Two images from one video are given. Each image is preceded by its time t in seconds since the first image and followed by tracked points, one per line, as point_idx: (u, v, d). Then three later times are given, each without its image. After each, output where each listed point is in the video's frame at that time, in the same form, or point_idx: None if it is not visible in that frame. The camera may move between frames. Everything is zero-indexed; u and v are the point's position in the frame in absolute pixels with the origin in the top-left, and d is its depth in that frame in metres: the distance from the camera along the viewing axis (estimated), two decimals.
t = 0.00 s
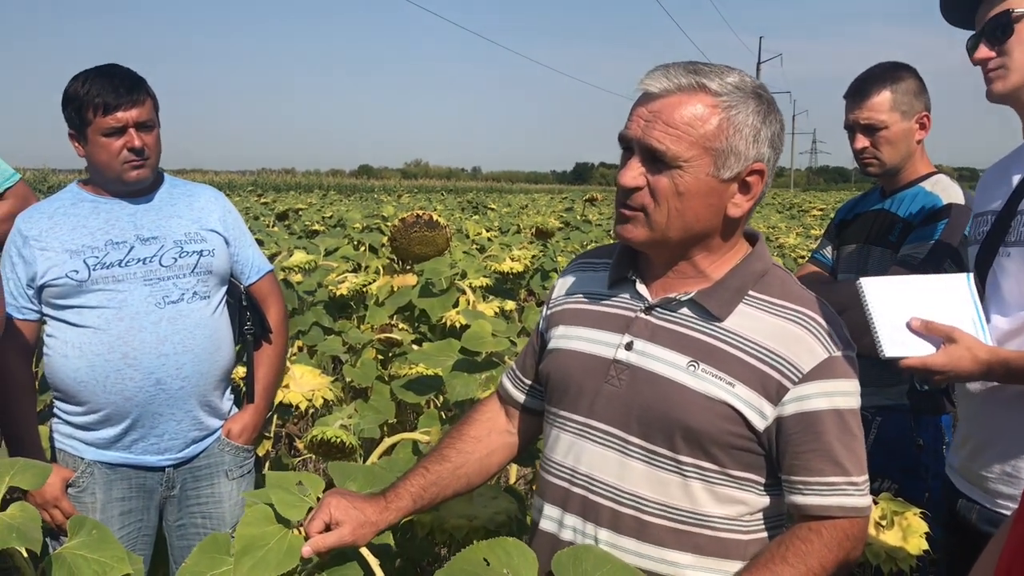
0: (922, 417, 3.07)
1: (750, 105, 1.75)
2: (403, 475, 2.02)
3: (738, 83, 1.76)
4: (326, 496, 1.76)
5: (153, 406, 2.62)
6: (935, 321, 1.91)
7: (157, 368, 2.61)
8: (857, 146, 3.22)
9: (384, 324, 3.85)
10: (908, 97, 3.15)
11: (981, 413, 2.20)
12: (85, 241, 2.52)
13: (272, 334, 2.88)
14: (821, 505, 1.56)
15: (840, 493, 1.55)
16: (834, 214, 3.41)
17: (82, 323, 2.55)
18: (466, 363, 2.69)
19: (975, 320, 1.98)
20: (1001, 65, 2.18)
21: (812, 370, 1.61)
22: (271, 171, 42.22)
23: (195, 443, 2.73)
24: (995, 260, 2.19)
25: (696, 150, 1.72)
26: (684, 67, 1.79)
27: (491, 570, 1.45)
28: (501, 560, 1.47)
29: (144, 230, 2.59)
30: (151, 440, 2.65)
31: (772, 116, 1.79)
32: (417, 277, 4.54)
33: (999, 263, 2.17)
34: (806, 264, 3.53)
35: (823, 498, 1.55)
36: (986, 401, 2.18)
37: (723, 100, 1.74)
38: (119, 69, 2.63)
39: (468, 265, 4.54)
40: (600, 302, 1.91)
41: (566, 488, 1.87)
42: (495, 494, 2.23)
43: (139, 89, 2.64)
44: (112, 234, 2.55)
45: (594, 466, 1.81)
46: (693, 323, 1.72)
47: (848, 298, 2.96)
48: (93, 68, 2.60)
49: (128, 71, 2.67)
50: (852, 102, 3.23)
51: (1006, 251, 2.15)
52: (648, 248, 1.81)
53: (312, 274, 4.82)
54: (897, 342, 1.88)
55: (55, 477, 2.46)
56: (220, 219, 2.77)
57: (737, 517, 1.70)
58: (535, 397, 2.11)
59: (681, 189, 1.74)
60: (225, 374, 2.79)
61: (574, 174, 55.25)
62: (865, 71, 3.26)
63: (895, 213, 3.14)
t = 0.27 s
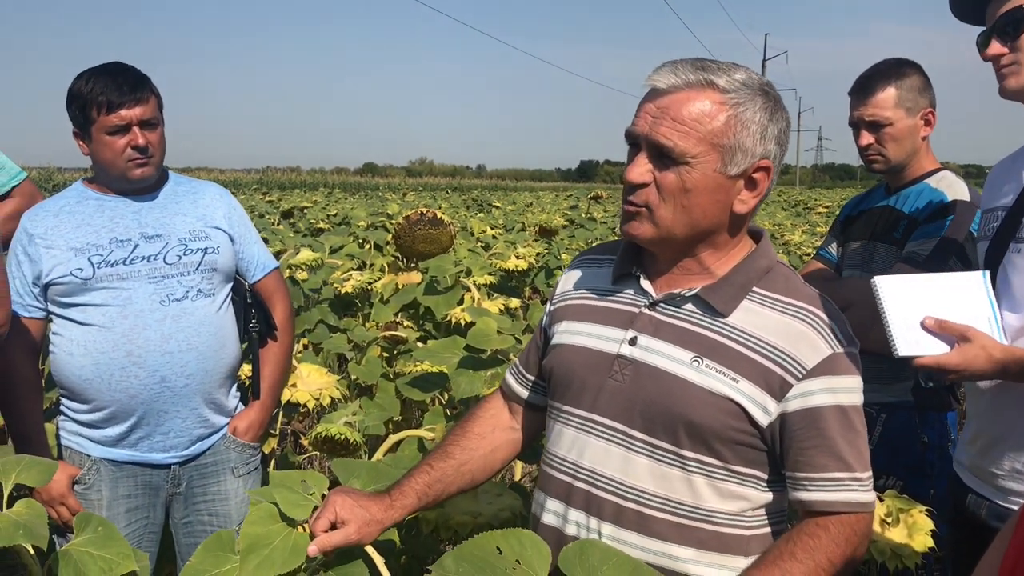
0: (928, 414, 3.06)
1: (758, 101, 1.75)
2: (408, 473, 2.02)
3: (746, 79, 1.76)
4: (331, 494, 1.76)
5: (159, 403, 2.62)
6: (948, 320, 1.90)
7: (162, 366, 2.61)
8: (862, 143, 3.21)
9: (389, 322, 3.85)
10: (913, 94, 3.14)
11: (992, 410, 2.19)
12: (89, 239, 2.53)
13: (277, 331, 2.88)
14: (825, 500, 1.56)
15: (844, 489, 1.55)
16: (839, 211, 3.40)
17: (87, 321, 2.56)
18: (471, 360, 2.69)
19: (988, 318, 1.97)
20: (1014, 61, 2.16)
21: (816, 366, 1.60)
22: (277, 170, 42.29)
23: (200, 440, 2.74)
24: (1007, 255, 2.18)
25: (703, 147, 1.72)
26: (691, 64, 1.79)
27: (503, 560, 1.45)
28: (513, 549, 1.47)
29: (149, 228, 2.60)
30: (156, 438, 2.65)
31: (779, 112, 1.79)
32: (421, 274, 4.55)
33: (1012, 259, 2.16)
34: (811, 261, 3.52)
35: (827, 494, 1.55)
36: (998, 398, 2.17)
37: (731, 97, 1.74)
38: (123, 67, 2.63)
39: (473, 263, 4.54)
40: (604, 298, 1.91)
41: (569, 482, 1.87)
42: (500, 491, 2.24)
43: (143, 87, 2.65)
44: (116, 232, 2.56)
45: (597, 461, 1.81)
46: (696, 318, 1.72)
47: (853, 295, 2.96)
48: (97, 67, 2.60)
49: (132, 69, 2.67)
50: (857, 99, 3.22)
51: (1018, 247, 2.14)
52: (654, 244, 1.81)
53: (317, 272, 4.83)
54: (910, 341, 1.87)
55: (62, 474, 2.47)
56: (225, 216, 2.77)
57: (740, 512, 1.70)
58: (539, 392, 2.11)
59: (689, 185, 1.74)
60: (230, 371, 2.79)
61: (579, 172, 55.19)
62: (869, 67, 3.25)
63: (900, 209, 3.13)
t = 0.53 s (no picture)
0: (932, 411, 3.07)
1: (758, 99, 1.76)
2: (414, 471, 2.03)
3: (746, 78, 1.76)
4: (337, 493, 1.77)
5: (166, 402, 2.64)
6: (951, 322, 1.91)
7: (169, 365, 2.63)
8: (866, 142, 3.21)
9: (394, 320, 3.87)
10: (917, 92, 3.14)
11: (994, 407, 2.18)
12: (96, 239, 2.55)
13: (284, 329, 2.89)
14: (824, 497, 1.56)
15: (842, 485, 1.56)
16: (842, 209, 3.41)
17: (94, 320, 2.58)
18: (476, 357, 2.70)
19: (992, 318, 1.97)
20: (1019, 62, 2.16)
21: (814, 362, 1.61)
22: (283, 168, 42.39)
23: (207, 438, 2.76)
24: (1012, 252, 2.18)
25: (706, 146, 1.73)
26: (690, 64, 1.80)
27: (507, 561, 1.46)
28: (516, 549, 1.48)
29: (154, 228, 2.62)
30: (164, 436, 2.67)
31: (778, 110, 1.80)
32: (426, 272, 4.56)
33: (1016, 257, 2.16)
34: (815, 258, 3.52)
35: (825, 489, 1.56)
36: (999, 395, 2.16)
37: (732, 95, 1.75)
38: (127, 67, 2.65)
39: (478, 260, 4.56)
40: (606, 297, 1.92)
41: (571, 480, 1.88)
42: (504, 487, 2.23)
43: (148, 86, 2.67)
44: (122, 232, 2.58)
45: (598, 458, 1.82)
46: (695, 316, 1.73)
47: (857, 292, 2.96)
48: (102, 66, 2.63)
49: (137, 70, 2.69)
50: (861, 98, 3.22)
51: None
52: (657, 243, 1.81)
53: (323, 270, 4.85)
54: (914, 343, 1.88)
55: (70, 472, 2.49)
56: (231, 215, 2.79)
57: (742, 509, 1.71)
58: (542, 390, 2.12)
59: (692, 184, 1.75)
60: (236, 369, 2.81)
61: (585, 169, 55.15)
62: (873, 66, 3.25)
63: (904, 207, 3.13)
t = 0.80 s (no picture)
0: (939, 410, 3.06)
1: (776, 100, 1.79)
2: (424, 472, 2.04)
3: (763, 79, 1.79)
4: (349, 495, 1.77)
5: (175, 401, 2.66)
6: (959, 318, 1.91)
7: (179, 364, 2.65)
8: (874, 142, 3.21)
9: (402, 318, 3.88)
10: (924, 92, 3.13)
11: (1002, 406, 2.18)
12: (105, 239, 2.56)
13: (291, 327, 2.91)
14: (827, 490, 1.57)
15: (846, 479, 1.56)
16: (850, 208, 3.40)
17: (104, 319, 2.59)
18: (484, 356, 2.71)
19: (999, 315, 1.97)
20: None
21: (818, 357, 1.61)
22: (289, 167, 42.47)
23: (216, 436, 2.77)
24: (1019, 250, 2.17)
25: (734, 148, 1.74)
26: (709, 64, 1.79)
27: (506, 555, 1.46)
28: (515, 545, 1.48)
29: (163, 227, 2.63)
30: (173, 434, 2.69)
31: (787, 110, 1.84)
32: (433, 271, 4.57)
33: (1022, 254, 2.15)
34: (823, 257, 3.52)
35: (830, 483, 1.56)
36: (1007, 394, 2.16)
37: (754, 97, 1.76)
38: (135, 66, 2.67)
39: (485, 259, 4.57)
40: (613, 297, 1.92)
41: (579, 478, 1.89)
42: (512, 485, 2.25)
43: (156, 86, 2.68)
44: (132, 231, 2.59)
45: (604, 456, 1.83)
46: (699, 313, 1.74)
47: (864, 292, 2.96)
48: (109, 66, 2.64)
49: (145, 69, 2.71)
50: (868, 98, 3.21)
51: None
52: (681, 245, 1.82)
53: (331, 269, 4.87)
54: (918, 339, 1.88)
55: (80, 470, 2.50)
56: (239, 214, 2.80)
57: (749, 505, 1.71)
58: (550, 391, 2.13)
59: (719, 186, 1.76)
60: (245, 367, 2.83)
61: (592, 168, 55.10)
62: (880, 65, 3.25)
63: (911, 206, 3.13)
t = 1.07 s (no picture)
0: (944, 411, 3.07)
1: (785, 104, 1.81)
2: (431, 473, 2.05)
3: (773, 83, 1.81)
4: (356, 495, 1.79)
5: (182, 401, 2.67)
6: (964, 322, 1.91)
7: (186, 364, 2.66)
8: (878, 144, 3.21)
9: (407, 319, 3.90)
10: (928, 94, 3.13)
11: (1005, 407, 2.19)
12: (113, 240, 2.58)
13: (296, 328, 2.93)
14: (834, 489, 1.58)
15: (852, 477, 1.57)
16: (855, 210, 3.40)
17: (111, 320, 2.61)
18: (489, 357, 2.72)
19: (1003, 318, 1.97)
20: None
21: (822, 356, 1.62)
22: (295, 167, 42.56)
23: (222, 436, 2.79)
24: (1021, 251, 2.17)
25: (746, 150, 1.76)
26: (721, 66, 1.79)
27: (508, 553, 1.47)
28: (519, 542, 1.49)
29: (171, 228, 2.65)
30: (180, 434, 2.70)
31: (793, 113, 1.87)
32: (438, 272, 4.58)
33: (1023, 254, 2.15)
34: (827, 259, 3.53)
35: (836, 482, 1.57)
36: (1010, 396, 2.16)
37: (765, 100, 1.78)
38: (143, 67, 2.69)
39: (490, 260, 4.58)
40: (619, 297, 1.93)
41: (583, 477, 1.90)
42: (517, 485, 2.26)
43: (164, 87, 2.70)
44: (139, 232, 2.61)
45: (608, 455, 1.84)
46: (702, 313, 1.75)
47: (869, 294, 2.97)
48: (117, 66, 2.66)
49: (154, 70, 2.73)
50: (872, 100, 3.22)
51: None
52: (691, 246, 1.82)
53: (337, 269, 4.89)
54: (922, 343, 1.88)
55: (87, 470, 2.52)
56: (245, 215, 2.82)
57: (752, 504, 1.72)
58: (555, 391, 2.13)
59: (731, 188, 1.77)
60: (251, 368, 2.84)
61: (597, 169, 55.08)
62: (884, 68, 3.25)
63: (916, 208, 3.13)
